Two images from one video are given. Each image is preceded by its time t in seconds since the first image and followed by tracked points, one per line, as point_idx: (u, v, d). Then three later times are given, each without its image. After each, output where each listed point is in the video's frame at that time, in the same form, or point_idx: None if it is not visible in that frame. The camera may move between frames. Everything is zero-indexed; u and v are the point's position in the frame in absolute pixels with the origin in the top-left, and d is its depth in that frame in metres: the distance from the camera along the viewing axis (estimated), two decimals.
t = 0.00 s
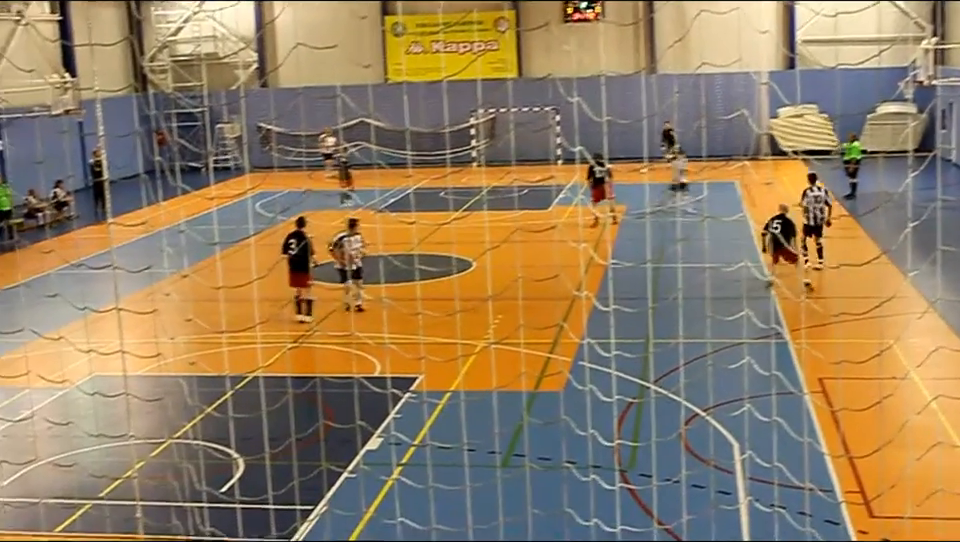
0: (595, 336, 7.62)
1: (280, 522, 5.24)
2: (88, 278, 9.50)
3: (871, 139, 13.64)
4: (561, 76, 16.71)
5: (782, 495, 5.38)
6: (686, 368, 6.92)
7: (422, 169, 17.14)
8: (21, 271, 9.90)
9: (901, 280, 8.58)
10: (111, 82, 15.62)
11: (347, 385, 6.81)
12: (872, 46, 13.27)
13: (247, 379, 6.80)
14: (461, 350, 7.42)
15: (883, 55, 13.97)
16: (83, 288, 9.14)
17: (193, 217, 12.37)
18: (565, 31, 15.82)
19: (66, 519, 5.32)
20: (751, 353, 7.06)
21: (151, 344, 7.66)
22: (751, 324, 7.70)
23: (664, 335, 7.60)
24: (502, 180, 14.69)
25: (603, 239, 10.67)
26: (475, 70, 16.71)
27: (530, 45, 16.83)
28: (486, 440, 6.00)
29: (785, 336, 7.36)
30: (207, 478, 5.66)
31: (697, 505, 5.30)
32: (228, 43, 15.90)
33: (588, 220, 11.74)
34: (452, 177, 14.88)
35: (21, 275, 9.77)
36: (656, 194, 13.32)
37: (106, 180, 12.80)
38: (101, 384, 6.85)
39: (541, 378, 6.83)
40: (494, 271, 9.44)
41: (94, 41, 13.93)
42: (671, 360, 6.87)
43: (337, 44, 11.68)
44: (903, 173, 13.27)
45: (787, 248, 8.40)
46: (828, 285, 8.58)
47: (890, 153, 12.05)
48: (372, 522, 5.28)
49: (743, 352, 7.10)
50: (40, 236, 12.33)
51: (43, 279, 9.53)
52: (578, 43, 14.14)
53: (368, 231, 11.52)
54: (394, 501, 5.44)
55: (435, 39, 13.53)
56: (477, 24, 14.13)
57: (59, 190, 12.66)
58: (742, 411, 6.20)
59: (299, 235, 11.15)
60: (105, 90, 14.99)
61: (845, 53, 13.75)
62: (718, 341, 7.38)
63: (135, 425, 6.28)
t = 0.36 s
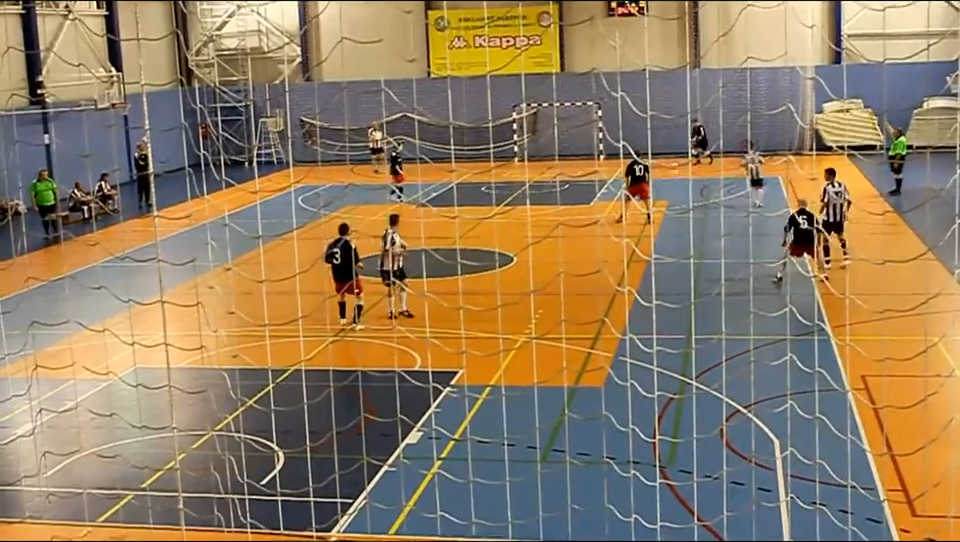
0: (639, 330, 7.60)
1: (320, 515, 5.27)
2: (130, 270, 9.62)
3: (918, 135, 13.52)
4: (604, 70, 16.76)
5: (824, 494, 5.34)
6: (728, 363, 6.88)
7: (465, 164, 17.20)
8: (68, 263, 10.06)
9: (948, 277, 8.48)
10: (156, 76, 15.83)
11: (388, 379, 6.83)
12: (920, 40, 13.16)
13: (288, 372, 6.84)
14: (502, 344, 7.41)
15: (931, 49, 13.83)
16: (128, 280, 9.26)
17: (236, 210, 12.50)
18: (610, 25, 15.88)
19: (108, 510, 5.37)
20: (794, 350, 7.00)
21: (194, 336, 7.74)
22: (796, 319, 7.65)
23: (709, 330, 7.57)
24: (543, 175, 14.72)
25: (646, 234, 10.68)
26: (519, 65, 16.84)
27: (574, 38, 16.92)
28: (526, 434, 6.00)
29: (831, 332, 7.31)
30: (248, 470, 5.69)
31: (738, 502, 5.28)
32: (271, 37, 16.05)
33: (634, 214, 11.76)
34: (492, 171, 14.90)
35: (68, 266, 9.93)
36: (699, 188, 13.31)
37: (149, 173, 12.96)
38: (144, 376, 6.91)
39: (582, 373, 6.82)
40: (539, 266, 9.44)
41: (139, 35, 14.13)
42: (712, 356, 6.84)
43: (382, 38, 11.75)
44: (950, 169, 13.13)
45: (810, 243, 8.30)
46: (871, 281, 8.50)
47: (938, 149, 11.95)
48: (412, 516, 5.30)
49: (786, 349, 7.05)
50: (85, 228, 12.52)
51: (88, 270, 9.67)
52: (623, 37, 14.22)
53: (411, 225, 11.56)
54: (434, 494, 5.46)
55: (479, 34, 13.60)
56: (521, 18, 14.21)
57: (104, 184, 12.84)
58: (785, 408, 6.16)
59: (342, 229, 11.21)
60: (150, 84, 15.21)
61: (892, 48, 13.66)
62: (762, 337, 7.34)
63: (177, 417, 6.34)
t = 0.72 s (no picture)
0: (658, 328, 7.60)
1: (338, 513, 5.29)
2: (149, 266, 9.68)
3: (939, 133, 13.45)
4: (623, 67, 16.82)
5: (843, 493, 5.32)
6: (747, 361, 6.86)
7: (485, 161, 17.23)
8: (89, 258, 10.14)
9: None
10: (176, 73, 15.92)
11: (405, 376, 6.84)
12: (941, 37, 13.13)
13: (306, 368, 6.86)
14: (520, 342, 7.41)
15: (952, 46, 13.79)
16: (148, 276, 9.31)
17: (255, 207, 12.56)
18: (629, 22, 15.94)
19: (126, 505, 5.41)
20: (813, 348, 6.98)
21: (212, 332, 7.77)
22: (815, 317, 7.64)
23: (729, 328, 7.56)
24: (561, 172, 14.74)
25: (665, 231, 10.68)
26: (537, 61, 16.87)
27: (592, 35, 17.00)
28: (543, 432, 6.00)
29: (852, 330, 7.28)
30: (267, 466, 5.71)
31: (757, 500, 5.27)
32: (290, 34, 16.13)
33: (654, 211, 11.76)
34: (510, 169, 14.91)
35: (89, 261, 10.00)
36: (719, 186, 13.30)
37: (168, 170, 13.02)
38: (163, 372, 6.94)
39: (600, 371, 6.81)
40: (557, 263, 9.45)
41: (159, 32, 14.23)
42: (731, 354, 6.82)
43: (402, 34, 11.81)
44: None
45: (804, 240, 8.30)
46: (889, 280, 8.46)
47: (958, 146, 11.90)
48: (429, 512, 5.31)
49: (805, 347, 7.02)
50: (106, 224, 12.61)
51: (107, 266, 9.73)
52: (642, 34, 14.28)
53: (429, 222, 11.58)
54: (452, 491, 5.47)
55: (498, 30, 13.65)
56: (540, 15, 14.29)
57: (123, 181, 12.91)
58: (803, 407, 6.13)
59: (360, 227, 11.23)
60: (169, 81, 15.29)
61: (913, 45, 13.62)
62: (782, 334, 7.32)
63: (196, 413, 6.36)
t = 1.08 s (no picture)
0: (685, 324, 7.58)
1: (362, 508, 5.31)
2: (174, 260, 9.75)
3: None
4: (650, 62, 16.86)
5: (869, 492, 5.30)
6: (774, 359, 6.84)
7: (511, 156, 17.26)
8: (118, 251, 10.25)
9: None
10: (204, 66, 16.03)
11: (431, 370, 6.85)
12: None
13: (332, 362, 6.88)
14: (546, 337, 7.42)
15: None
16: (174, 269, 9.38)
17: (281, 201, 12.63)
18: (657, 17, 15.97)
19: (153, 497, 5.45)
20: (840, 346, 6.95)
21: (239, 325, 7.82)
22: (841, 315, 7.60)
23: (757, 324, 7.54)
24: (588, 167, 14.73)
25: (694, 227, 10.67)
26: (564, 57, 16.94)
27: (620, 31, 17.06)
28: (568, 427, 6.00)
29: (881, 328, 7.25)
30: (293, 459, 5.74)
31: (783, 498, 5.26)
32: (318, 29, 16.22)
33: (682, 208, 11.75)
34: (534, 165, 14.91)
35: (118, 255, 10.11)
36: (748, 182, 13.28)
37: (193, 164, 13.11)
38: (191, 365, 6.97)
39: (626, 366, 6.81)
40: (585, 258, 9.45)
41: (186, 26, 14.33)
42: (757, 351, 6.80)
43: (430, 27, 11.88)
44: None
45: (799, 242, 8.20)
46: (918, 278, 8.40)
47: None
48: (454, 507, 5.34)
49: (832, 345, 6.99)
50: (134, 217, 12.72)
51: (135, 260, 9.82)
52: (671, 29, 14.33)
53: (455, 218, 11.58)
54: (476, 486, 5.48)
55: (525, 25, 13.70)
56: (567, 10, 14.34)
57: (150, 174, 13.01)
58: (830, 405, 6.11)
59: (386, 222, 11.25)
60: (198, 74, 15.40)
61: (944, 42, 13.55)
62: (809, 332, 7.30)
63: (223, 406, 6.38)
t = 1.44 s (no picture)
0: (724, 298, 7.75)
1: (409, 472, 5.59)
2: (226, 235, 10.11)
3: None
4: (692, 43, 16.98)
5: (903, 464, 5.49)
6: (811, 332, 6.99)
7: (554, 136, 17.48)
8: (172, 226, 10.67)
9: None
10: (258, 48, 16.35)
11: (476, 342, 7.09)
12: None
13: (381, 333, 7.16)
14: (588, 310, 7.61)
15: None
16: (228, 244, 9.74)
17: (325, 179, 12.93)
18: None
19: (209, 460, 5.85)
20: (878, 321, 7.09)
21: (291, 297, 8.13)
22: (876, 289, 7.72)
23: (794, 300, 7.69)
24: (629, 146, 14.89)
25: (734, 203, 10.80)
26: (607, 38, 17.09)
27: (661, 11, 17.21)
28: (608, 398, 6.20)
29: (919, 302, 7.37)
30: (343, 425, 6.03)
31: (818, 468, 5.45)
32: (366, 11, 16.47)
33: (723, 185, 11.89)
34: (574, 146, 15.07)
35: (172, 230, 10.52)
36: (789, 160, 13.39)
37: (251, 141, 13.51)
38: (248, 333, 7.28)
39: (666, 339, 6.99)
40: (627, 234, 9.64)
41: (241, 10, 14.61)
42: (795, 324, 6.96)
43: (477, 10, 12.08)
44: None
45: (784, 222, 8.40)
46: (956, 255, 8.48)
47: None
48: (498, 473, 5.60)
49: (869, 320, 7.13)
50: (186, 195, 13.15)
51: (188, 235, 10.22)
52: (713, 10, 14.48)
53: (499, 196, 11.79)
54: (520, 453, 5.72)
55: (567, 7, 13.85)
56: None
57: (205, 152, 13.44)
58: (865, 378, 6.25)
59: (431, 200, 11.49)
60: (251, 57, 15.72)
61: None
62: (846, 307, 7.42)
63: (276, 374, 6.68)
